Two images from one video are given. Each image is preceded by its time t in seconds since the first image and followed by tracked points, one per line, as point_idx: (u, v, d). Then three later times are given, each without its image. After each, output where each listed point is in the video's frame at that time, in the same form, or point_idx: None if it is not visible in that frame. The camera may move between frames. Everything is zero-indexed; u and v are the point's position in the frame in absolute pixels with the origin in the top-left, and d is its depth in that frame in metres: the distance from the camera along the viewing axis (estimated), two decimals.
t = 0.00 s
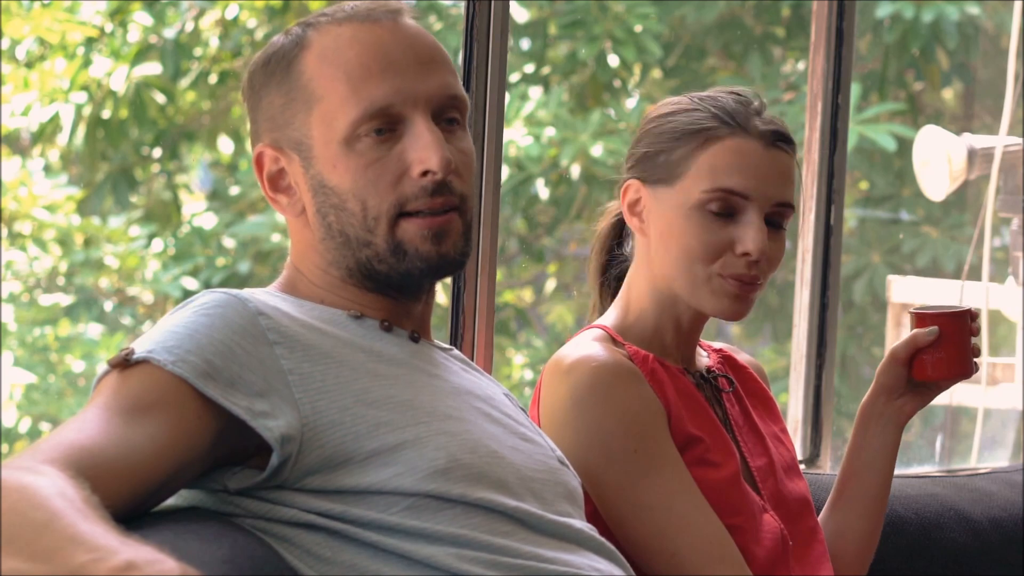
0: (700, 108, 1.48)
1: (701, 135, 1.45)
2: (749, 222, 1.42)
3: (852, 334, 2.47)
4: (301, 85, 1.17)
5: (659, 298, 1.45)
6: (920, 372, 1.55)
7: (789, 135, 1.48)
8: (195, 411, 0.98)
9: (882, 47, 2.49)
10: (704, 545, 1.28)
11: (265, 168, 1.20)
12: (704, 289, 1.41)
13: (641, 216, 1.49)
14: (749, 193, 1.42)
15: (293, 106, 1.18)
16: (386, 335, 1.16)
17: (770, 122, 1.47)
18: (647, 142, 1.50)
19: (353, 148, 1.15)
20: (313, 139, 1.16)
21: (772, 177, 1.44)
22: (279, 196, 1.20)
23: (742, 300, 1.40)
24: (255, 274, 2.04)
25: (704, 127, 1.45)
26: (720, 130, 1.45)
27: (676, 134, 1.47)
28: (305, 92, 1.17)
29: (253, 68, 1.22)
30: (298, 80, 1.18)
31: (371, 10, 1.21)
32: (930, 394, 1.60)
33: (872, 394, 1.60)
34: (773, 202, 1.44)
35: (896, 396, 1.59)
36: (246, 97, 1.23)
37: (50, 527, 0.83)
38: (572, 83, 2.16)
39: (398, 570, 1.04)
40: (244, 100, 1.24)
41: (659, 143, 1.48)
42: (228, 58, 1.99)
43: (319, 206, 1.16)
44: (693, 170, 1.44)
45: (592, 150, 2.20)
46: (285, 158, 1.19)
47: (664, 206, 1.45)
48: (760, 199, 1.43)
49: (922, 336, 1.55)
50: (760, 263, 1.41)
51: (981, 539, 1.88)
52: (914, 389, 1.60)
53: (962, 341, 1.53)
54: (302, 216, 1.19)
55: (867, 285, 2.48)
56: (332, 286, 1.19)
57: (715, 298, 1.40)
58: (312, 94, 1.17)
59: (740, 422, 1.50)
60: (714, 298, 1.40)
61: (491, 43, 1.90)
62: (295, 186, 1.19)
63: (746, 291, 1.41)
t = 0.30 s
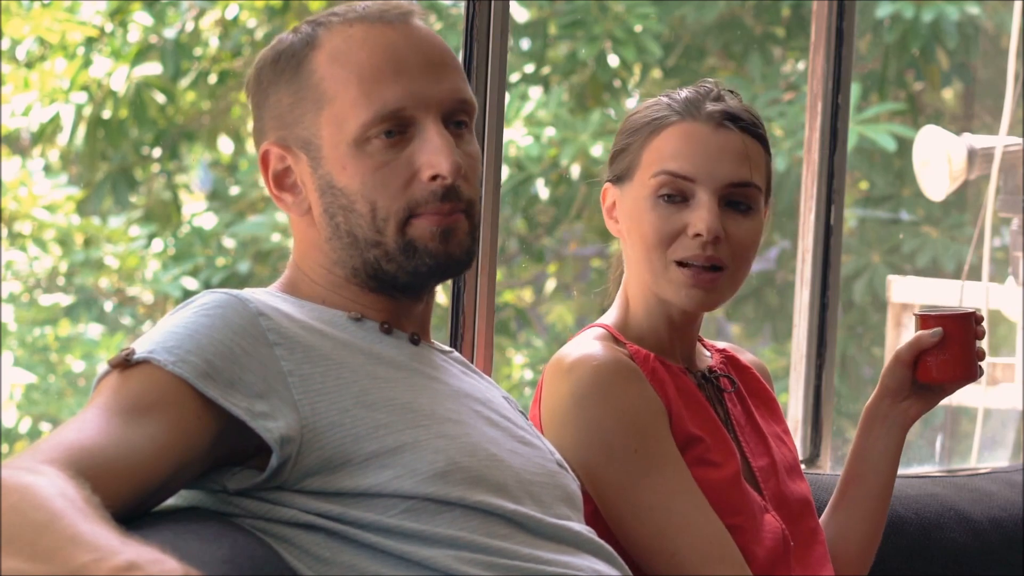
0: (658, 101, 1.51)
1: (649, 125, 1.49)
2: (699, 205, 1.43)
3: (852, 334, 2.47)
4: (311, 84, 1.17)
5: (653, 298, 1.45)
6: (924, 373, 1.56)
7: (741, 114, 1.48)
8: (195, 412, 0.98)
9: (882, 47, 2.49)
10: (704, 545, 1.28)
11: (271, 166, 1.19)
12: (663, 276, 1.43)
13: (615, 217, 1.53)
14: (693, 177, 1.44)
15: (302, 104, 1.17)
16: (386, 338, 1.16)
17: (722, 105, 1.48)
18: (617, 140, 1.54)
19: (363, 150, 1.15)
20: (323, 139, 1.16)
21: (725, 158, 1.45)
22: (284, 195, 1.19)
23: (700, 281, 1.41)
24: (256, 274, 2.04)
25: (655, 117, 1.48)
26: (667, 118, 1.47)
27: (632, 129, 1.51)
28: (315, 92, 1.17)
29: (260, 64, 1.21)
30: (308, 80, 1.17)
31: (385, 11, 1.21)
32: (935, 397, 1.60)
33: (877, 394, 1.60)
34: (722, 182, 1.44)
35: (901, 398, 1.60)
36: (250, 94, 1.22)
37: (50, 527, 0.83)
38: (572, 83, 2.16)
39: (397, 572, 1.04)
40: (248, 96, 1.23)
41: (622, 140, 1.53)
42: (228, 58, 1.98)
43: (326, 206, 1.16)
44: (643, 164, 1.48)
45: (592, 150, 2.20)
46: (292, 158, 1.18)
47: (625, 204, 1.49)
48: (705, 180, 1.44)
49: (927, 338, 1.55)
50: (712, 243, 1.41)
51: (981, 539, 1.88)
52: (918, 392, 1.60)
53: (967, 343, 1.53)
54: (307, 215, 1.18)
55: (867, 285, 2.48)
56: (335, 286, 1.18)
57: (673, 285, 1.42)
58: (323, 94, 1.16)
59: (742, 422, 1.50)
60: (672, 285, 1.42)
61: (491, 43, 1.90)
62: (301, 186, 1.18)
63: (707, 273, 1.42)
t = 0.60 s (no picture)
0: (646, 103, 1.51)
1: (635, 129, 1.49)
2: (683, 210, 1.43)
3: (852, 334, 2.47)
4: (319, 84, 1.17)
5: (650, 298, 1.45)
6: (923, 373, 1.56)
7: (726, 115, 1.47)
8: (195, 412, 0.98)
9: (882, 47, 2.49)
10: (703, 544, 1.28)
11: (275, 165, 1.19)
12: (650, 281, 1.44)
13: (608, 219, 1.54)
14: (678, 181, 1.44)
15: (309, 103, 1.17)
16: (385, 338, 1.16)
17: (705, 107, 1.47)
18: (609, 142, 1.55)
19: (371, 151, 1.15)
20: (329, 138, 1.16)
21: (709, 160, 1.44)
22: (288, 194, 1.19)
23: (686, 284, 1.41)
24: (256, 274, 2.04)
25: (641, 121, 1.48)
26: (652, 121, 1.47)
27: (620, 131, 1.51)
28: (324, 91, 1.17)
29: (267, 61, 1.21)
30: (316, 79, 1.17)
31: (395, 12, 1.21)
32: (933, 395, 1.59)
33: (874, 394, 1.60)
34: (707, 186, 1.44)
35: (898, 397, 1.59)
36: (255, 92, 1.22)
37: (50, 527, 0.84)
38: (571, 83, 2.16)
39: (398, 572, 1.04)
40: (252, 94, 1.23)
41: (612, 143, 1.53)
42: (228, 58, 1.98)
43: (331, 205, 1.16)
44: (630, 168, 1.48)
45: (592, 150, 2.19)
46: (298, 157, 1.18)
47: (615, 208, 1.50)
48: (689, 185, 1.43)
49: (924, 336, 1.55)
50: (698, 246, 1.41)
51: (981, 539, 1.88)
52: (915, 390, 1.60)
53: (965, 341, 1.53)
54: (311, 214, 1.18)
55: (867, 285, 2.48)
56: (338, 286, 1.18)
57: (661, 287, 1.42)
58: (331, 95, 1.16)
59: (739, 423, 1.50)
60: (660, 288, 1.42)
61: (491, 43, 1.90)
62: (306, 185, 1.18)
63: (696, 274, 1.41)
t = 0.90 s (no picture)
0: (654, 104, 1.51)
1: (644, 130, 1.48)
2: (690, 215, 1.43)
3: (852, 334, 2.47)
4: (335, 87, 1.16)
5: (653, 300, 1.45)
6: (923, 376, 1.56)
7: (737, 121, 1.47)
8: (196, 412, 0.98)
9: (882, 47, 2.49)
10: (705, 544, 1.28)
11: (284, 165, 1.18)
12: (654, 284, 1.44)
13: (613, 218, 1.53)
14: (688, 185, 1.43)
15: (325, 105, 1.16)
16: (386, 339, 1.16)
17: (716, 111, 1.46)
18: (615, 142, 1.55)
19: (389, 156, 1.14)
20: (346, 142, 1.15)
21: (716, 166, 1.44)
22: (297, 194, 1.18)
23: (689, 288, 1.41)
24: (256, 274, 2.05)
25: (652, 122, 1.48)
26: (663, 124, 1.47)
27: (628, 133, 1.51)
28: (341, 94, 1.16)
29: (278, 60, 1.19)
30: (332, 80, 1.16)
31: (413, 17, 1.20)
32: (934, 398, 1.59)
33: (874, 396, 1.60)
34: (717, 192, 1.43)
35: (898, 399, 1.59)
36: (263, 91, 1.21)
37: (51, 528, 0.84)
38: (572, 83, 2.17)
39: (398, 572, 1.04)
40: (259, 92, 1.22)
41: (618, 144, 1.53)
42: (228, 58, 1.98)
43: (344, 207, 1.15)
44: (640, 169, 1.47)
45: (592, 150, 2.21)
46: (310, 158, 1.17)
47: (622, 207, 1.49)
48: (700, 190, 1.43)
49: (925, 340, 1.55)
50: (707, 251, 1.41)
51: (981, 539, 1.88)
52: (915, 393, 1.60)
53: (965, 343, 1.53)
54: (321, 216, 1.17)
55: (867, 285, 2.48)
56: (344, 288, 1.18)
57: (665, 290, 1.42)
58: (348, 98, 1.15)
59: (738, 424, 1.50)
60: (664, 291, 1.42)
61: (491, 43, 1.90)
62: (317, 186, 1.17)
63: (701, 277, 1.42)
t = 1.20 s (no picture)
0: (666, 103, 1.51)
1: (657, 127, 1.48)
2: (703, 210, 1.42)
3: (852, 334, 2.47)
4: (354, 85, 1.16)
5: (656, 299, 1.45)
6: (924, 377, 1.56)
7: (751, 120, 1.47)
8: (196, 412, 0.97)
9: (882, 47, 2.49)
10: (704, 545, 1.28)
11: (297, 161, 1.17)
12: (664, 279, 1.43)
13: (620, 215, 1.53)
14: (701, 183, 1.43)
15: (343, 102, 1.16)
16: (386, 339, 1.15)
17: (731, 110, 1.47)
18: (624, 140, 1.54)
19: (407, 157, 1.14)
20: (364, 141, 1.15)
21: (731, 163, 1.44)
22: (310, 191, 1.17)
23: (699, 283, 1.41)
24: (256, 274, 2.05)
25: (664, 119, 1.48)
26: (676, 120, 1.47)
27: (639, 130, 1.51)
28: (360, 92, 1.15)
29: (295, 55, 1.19)
30: (352, 78, 1.16)
31: (434, 19, 1.20)
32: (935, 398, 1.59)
33: (874, 397, 1.60)
34: (730, 191, 1.44)
35: (898, 400, 1.59)
36: (276, 86, 1.20)
37: (51, 528, 0.84)
38: (572, 83, 2.18)
39: (398, 572, 1.04)
40: (272, 87, 1.21)
41: (628, 142, 1.52)
42: (228, 58, 1.99)
43: (357, 205, 1.15)
44: (651, 166, 1.47)
45: (592, 150, 2.23)
46: (324, 155, 1.17)
47: (631, 205, 1.49)
48: (714, 187, 1.43)
49: (924, 341, 1.55)
50: (719, 252, 1.41)
51: (981, 539, 1.87)
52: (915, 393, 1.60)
53: (966, 344, 1.53)
54: (332, 214, 1.17)
55: (867, 285, 2.47)
56: (350, 288, 1.17)
57: (675, 285, 1.42)
58: (368, 96, 1.15)
59: (739, 424, 1.50)
60: (673, 285, 1.42)
61: (490, 43, 1.89)
62: (331, 184, 1.16)
63: (713, 275, 1.41)
